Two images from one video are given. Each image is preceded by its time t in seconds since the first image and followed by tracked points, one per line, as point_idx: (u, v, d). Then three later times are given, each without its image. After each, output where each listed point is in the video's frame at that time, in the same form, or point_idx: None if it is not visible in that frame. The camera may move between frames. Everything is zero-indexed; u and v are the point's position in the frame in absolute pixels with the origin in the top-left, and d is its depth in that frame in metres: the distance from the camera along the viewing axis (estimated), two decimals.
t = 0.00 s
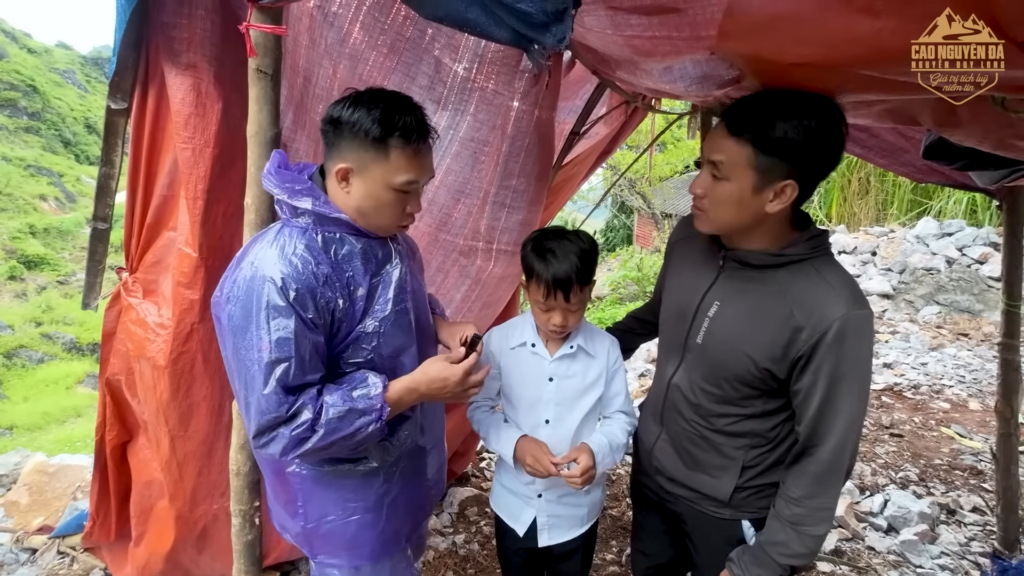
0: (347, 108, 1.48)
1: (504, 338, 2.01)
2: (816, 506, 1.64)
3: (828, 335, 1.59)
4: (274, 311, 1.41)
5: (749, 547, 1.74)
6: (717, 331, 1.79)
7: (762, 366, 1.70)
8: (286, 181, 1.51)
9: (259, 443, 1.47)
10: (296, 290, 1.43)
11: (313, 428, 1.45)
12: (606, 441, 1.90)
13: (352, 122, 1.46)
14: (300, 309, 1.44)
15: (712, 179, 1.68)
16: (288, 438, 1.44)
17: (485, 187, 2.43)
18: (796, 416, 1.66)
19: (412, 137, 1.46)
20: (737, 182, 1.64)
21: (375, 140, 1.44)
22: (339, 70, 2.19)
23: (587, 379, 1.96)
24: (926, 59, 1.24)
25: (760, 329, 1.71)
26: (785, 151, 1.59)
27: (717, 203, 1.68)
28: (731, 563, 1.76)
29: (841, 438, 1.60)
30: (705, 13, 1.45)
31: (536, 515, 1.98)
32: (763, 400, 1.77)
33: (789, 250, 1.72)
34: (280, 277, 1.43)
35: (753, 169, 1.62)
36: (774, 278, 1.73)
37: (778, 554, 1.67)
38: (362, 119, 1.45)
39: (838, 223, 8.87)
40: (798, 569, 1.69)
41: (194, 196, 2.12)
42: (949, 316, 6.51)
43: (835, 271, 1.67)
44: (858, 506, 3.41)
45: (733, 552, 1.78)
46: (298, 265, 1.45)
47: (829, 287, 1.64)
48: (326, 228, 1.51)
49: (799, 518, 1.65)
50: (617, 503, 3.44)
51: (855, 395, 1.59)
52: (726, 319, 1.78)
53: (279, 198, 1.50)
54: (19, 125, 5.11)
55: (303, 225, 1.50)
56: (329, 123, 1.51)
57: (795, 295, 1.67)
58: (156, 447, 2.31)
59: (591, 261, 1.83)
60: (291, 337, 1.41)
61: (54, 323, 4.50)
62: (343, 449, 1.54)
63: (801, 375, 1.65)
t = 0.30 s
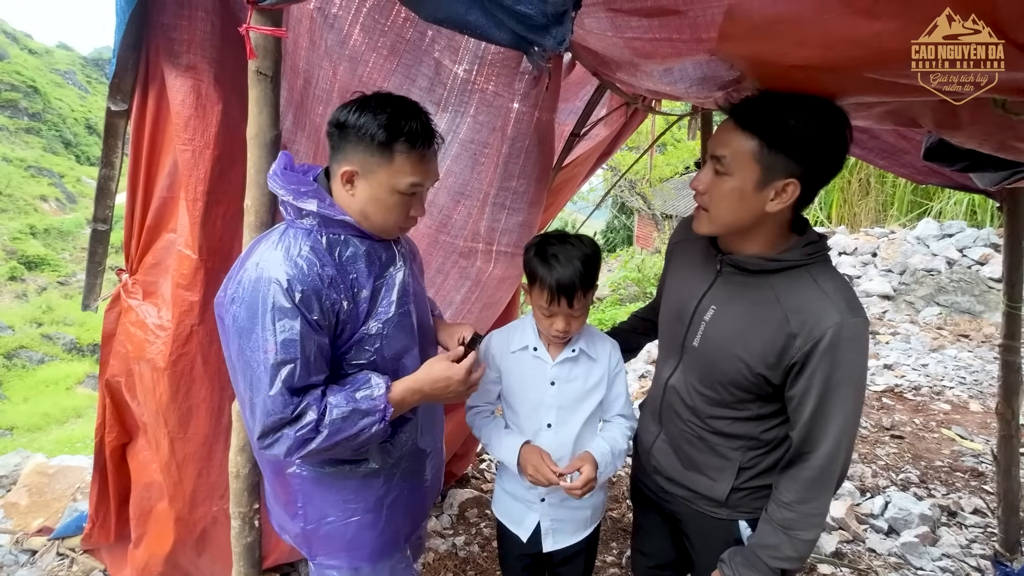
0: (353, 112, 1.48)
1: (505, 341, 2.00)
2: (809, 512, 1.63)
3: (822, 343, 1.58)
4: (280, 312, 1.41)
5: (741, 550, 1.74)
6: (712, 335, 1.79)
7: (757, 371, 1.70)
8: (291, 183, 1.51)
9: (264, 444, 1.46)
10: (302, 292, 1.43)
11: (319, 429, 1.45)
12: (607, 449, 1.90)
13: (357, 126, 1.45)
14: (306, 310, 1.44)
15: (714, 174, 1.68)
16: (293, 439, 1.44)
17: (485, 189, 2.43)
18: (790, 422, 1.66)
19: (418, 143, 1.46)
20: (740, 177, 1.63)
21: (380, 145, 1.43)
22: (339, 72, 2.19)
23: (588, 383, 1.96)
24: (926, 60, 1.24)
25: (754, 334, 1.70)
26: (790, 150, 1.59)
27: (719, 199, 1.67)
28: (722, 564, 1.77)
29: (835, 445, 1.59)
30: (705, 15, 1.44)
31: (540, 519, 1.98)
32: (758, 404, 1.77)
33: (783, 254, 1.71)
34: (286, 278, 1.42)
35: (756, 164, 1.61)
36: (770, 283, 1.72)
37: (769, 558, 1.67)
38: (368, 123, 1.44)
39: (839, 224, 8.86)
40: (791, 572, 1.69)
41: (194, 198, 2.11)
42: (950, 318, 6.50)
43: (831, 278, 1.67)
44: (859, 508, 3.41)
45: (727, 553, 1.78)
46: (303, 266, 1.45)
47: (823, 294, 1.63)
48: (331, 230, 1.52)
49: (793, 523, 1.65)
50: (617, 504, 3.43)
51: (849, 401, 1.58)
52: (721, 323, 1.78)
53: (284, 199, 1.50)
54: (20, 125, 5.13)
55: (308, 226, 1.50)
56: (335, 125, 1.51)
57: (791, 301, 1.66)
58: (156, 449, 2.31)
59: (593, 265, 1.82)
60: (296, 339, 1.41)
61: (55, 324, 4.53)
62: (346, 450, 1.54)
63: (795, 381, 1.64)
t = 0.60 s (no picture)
0: (345, 110, 1.49)
1: (510, 347, 2.00)
2: (807, 516, 1.63)
3: (819, 347, 1.57)
4: (279, 313, 1.41)
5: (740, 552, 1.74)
6: (710, 337, 1.79)
7: (755, 374, 1.70)
8: (292, 184, 1.51)
9: (258, 443, 1.47)
10: (303, 291, 1.43)
11: (310, 430, 1.44)
12: (617, 453, 1.92)
13: (352, 123, 1.45)
14: (306, 310, 1.43)
15: (712, 178, 1.69)
16: (286, 439, 1.44)
17: (486, 190, 2.43)
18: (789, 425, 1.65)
19: (413, 132, 1.47)
20: (738, 181, 1.63)
21: (377, 139, 1.43)
22: (340, 73, 2.19)
23: (594, 387, 1.96)
24: (926, 59, 1.24)
25: (752, 337, 1.70)
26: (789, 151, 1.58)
27: (717, 203, 1.67)
28: (722, 566, 1.77)
29: (833, 449, 1.58)
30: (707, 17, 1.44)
31: (549, 527, 1.97)
32: (756, 407, 1.76)
33: (783, 259, 1.70)
34: (286, 279, 1.42)
35: (754, 168, 1.61)
36: (769, 287, 1.72)
37: (768, 560, 1.66)
38: (363, 120, 1.45)
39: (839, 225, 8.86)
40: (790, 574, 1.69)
41: (194, 199, 2.11)
42: (951, 319, 6.50)
43: (829, 282, 1.66)
44: (860, 509, 3.41)
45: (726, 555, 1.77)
46: (304, 267, 1.45)
47: (822, 298, 1.63)
48: (333, 230, 1.52)
49: (791, 527, 1.64)
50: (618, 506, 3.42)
51: (846, 406, 1.57)
52: (719, 324, 1.78)
53: (285, 200, 1.50)
54: (21, 126, 5.51)
55: (309, 227, 1.50)
56: (328, 127, 1.51)
57: (789, 305, 1.66)
58: (156, 450, 2.31)
59: (601, 272, 1.83)
60: (294, 339, 1.41)
61: (56, 325, 4.66)
62: (341, 456, 1.54)
63: (793, 385, 1.63)
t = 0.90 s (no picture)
0: (329, 102, 1.51)
1: (514, 349, 1.99)
2: (795, 524, 1.62)
3: (805, 349, 1.57)
4: (281, 311, 1.40)
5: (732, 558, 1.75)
6: (705, 330, 1.79)
7: (745, 373, 1.69)
8: (292, 183, 1.51)
9: (258, 440, 1.46)
10: (304, 289, 1.43)
11: (314, 448, 1.45)
12: (619, 457, 1.91)
13: (337, 114, 1.48)
14: (307, 308, 1.43)
15: (717, 176, 1.70)
16: (286, 444, 1.44)
17: (486, 191, 2.43)
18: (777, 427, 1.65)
19: (396, 112, 1.49)
20: (742, 178, 1.64)
21: (364, 123, 1.46)
22: (340, 74, 2.19)
23: (599, 391, 1.96)
24: (926, 60, 1.23)
25: (743, 335, 1.70)
26: (792, 147, 1.60)
27: (722, 201, 1.68)
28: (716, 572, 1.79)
29: (816, 455, 1.57)
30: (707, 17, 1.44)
31: (553, 528, 1.97)
32: (748, 408, 1.75)
33: (783, 258, 1.70)
34: (288, 276, 1.42)
35: (758, 164, 1.62)
36: (767, 286, 1.71)
37: (757, 566, 1.67)
38: (347, 108, 1.47)
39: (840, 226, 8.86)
40: None
41: (195, 200, 2.11)
42: (952, 319, 6.49)
43: (826, 285, 1.65)
44: (861, 511, 3.40)
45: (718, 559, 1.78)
46: (306, 265, 1.45)
47: (814, 300, 1.62)
48: (334, 228, 1.51)
49: (774, 531, 1.64)
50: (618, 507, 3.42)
51: (830, 413, 1.55)
52: (715, 319, 1.78)
53: (285, 200, 1.50)
54: (22, 126, 5.64)
55: (310, 226, 1.50)
56: (316, 127, 1.53)
57: (782, 305, 1.66)
58: (156, 451, 2.31)
59: (608, 277, 1.82)
60: (295, 337, 1.40)
61: (57, 325, 4.72)
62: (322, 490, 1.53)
63: (780, 386, 1.63)
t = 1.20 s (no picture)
0: (327, 99, 1.52)
1: (512, 349, 1.99)
2: (795, 520, 1.62)
3: (818, 347, 1.57)
4: (286, 305, 1.40)
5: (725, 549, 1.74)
6: (713, 326, 1.79)
7: (754, 369, 1.69)
8: (291, 179, 1.51)
9: (266, 436, 1.44)
10: (307, 283, 1.43)
11: (312, 475, 1.42)
12: (613, 462, 1.90)
13: (333, 110, 1.49)
14: (311, 302, 1.43)
15: (722, 178, 1.68)
16: (291, 448, 1.41)
17: (486, 190, 2.42)
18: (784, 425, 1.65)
19: (393, 111, 1.49)
20: (748, 180, 1.63)
21: (359, 119, 1.46)
22: (340, 73, 2.19)
23: (597, 392, 1.96)
24: (926, 59, 1.23)
25: (754, 332, 1.69)
26: (795, 145, 1.59)
27: (729, 202, 1.67)
28: (703, 561, 1.77)
29: (823, 454, 1.57)
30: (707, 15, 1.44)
31: (551, 527, 1.97)
32: (754, 405, 1.75)
33: (794, 257, 1.69)
34: (291, 271, 1.42)
35: (761, 165, 1.62)
36: (778, 282, 1.71)
37: (749, 560, 1.67)
38: (343, 104, 1.48)
39: (841, 226, 8.85)
40: None
41: (195, 199, 2.11)
42: (953, 320, 6.49)
43: (838, 285, 1.65)
44: (861, 511, 3.40)
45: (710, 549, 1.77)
46: (308, 259, 1.45)
47: (828, 298, 1.62)
48: (333, 224, 1.51)
49: (777, 528, 1.64)
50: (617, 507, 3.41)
51: (839, 412, 1.56)
52: (724, 314, 1.77)
53: (284, 197, 1.50)
54: (23, 126, 5.64)
55: (309, 222, 1.50)
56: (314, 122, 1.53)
57: (795, 303, 1.65)
58: (156, 450, 2.31)
59: (607, 275, 1.82)
60: (301, 330, 1.40)
61: (58, 325, 4.73)
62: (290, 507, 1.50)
63: (790, 384, 1.63)
